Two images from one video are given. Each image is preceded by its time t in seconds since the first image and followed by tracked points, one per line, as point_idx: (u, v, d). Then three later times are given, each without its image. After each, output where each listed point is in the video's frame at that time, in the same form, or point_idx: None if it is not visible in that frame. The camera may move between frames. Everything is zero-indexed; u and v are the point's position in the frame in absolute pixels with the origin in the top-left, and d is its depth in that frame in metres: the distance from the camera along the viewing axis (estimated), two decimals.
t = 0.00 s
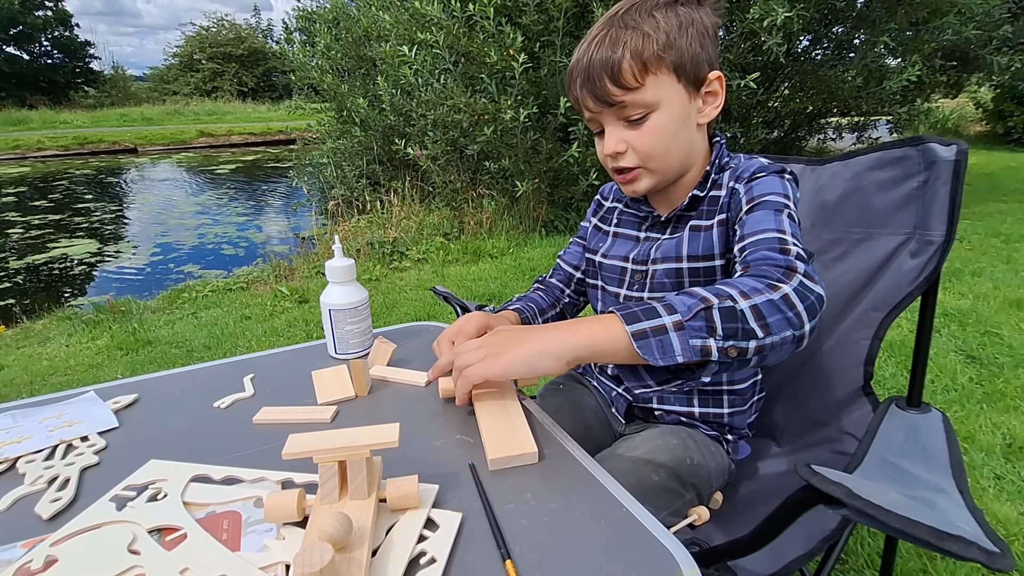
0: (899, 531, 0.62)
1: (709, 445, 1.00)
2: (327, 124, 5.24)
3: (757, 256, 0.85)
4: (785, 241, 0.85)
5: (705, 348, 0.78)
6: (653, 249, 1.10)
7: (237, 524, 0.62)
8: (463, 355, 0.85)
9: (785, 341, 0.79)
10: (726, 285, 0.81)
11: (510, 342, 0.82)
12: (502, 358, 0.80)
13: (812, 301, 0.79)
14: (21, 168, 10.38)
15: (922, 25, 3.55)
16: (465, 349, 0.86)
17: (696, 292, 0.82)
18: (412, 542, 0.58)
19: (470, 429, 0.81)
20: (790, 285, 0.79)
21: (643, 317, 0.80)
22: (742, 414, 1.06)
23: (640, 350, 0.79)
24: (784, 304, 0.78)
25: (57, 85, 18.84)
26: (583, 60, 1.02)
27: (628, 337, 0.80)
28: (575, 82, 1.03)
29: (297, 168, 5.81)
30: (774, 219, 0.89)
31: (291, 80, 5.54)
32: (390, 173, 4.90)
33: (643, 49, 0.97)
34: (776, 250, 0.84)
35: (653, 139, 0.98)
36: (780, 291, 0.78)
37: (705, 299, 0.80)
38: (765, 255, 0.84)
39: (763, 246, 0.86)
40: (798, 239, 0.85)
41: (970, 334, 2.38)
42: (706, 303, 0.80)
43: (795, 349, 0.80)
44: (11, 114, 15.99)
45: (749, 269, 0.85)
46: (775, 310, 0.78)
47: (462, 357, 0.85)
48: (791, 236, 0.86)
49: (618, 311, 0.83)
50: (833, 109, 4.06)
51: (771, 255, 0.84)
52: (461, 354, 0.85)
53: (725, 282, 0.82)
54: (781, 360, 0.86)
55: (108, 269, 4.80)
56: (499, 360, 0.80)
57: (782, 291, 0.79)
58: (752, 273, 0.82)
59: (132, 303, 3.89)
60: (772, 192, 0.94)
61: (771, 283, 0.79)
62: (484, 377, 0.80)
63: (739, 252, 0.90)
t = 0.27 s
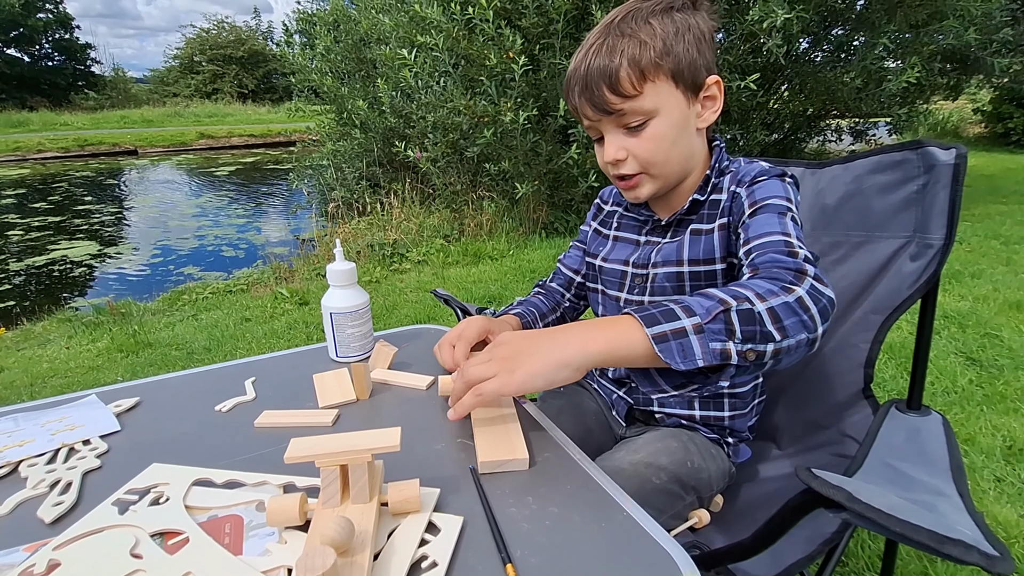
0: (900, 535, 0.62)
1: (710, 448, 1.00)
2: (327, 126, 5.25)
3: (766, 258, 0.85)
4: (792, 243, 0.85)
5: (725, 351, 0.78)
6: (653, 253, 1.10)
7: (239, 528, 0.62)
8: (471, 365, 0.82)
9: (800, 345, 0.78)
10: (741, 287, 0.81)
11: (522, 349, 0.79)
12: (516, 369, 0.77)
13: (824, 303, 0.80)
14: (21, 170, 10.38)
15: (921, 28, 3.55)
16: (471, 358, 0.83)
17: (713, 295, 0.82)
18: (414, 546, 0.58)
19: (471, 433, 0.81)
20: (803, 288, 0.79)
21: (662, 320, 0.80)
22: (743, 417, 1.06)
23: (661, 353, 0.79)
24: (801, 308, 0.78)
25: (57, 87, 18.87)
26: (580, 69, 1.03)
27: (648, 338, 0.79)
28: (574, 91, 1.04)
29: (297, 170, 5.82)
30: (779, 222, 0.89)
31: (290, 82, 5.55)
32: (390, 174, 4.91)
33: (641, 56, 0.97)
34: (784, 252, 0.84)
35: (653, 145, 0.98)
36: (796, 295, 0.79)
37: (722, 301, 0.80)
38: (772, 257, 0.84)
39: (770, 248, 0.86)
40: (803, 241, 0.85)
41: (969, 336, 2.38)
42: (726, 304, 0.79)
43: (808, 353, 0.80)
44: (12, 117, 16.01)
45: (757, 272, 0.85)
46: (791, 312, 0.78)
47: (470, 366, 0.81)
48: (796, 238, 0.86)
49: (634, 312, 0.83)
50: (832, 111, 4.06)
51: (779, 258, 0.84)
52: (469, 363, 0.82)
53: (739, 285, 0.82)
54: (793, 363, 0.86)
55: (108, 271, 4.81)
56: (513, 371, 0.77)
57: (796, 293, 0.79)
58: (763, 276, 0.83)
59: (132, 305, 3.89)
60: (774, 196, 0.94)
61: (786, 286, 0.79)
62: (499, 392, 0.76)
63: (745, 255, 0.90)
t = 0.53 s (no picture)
0: (899, 536, 0.62)
1: (709, 450, 1.00)
2: (327, 128, 5.25)
3: (763, 261, 0.85)
4: (790, 245, 0.86)
5: (720, 354, 0.78)
6: (653, 255, 1.10)
7: (239, 530, 0.62)
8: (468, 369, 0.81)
9: (797, 347, 0.78)
10: (737, 291, 0.81)
11: (519, 354, 0.78)
12: (513, 373, 0.77)
13: (821, 305, 0.80)
14: (21, 172, 10.38)
15: (921, 29, 3.56)
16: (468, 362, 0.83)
17: (708, 298, 0.82)
18: (413, 548, 0.58)
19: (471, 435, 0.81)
20: (800, 290, 0.79)
21: (656, 323, 0.80)
22: (743, 419, 1.06)
23: (655, 356, 0.79)
24: (796, 310, 0.78)
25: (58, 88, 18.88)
26: (580, 73, 1.03)
27: (643, 343, 0.79)
28: (574, 96, 1.04)
29: (297, 172, 5.82)
30: (777, 224, 0.89)
31: (290, 84, 5.55)
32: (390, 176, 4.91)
33: (641, 60, 0.97)
34: (782, 255, 0.84)
35: (653, 149, 0.99)
36: (791, 297, 0.79)
37: (717, 304, 0.80)
38: (770, 260, 0.84)
39: (768, 250, 0.86)
40: (802, 243, 0.85)
41: (970, 338, 2.39)
42: (720, 308, 0.79)
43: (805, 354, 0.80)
44: (12, 119, 16.02)
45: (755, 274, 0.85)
46: (787, 314, 0.78)
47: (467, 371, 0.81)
48: (795, 240, 0.87)
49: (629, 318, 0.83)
50: (832, 113, 4.07)
51: (776, 260, 0.84)
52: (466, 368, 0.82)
53: (735, 288, 0.82)
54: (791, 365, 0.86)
55: (108, 272, 4.80)
56: (510, 375, 0.77)
57: (793, 296, 0.79)
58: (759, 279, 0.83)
59: (132, 307, 3.89)
60: (774, 198, 0.94)
61: (782, 288, 0.79)
62: (497, 397, 0.76)
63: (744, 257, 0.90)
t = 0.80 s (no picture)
0: (899, 538, 0.62)
1: (709, 451, 1.00)
2: (327, 130, 5.25)
3: (762, 260, 0.85)
4: (789, 244, 0.86)
5: (719, 354, 0.78)
6: (653, 255, 1.10)
7: (238, 531, 0.62)
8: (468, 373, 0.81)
9: (796, 346, 0.78)
10: (735, 290, 0.81)
11: (519, 358, 0.78)
12: (513, 378, 0.77)
13: (820, 304, 0.80)
14: (20, 173, 10.38)
15: (920, 31, 3.56)
16: (468, 365, 0.83)
17: (706, 299, 0.82)
18: (413, 549, 0.58)
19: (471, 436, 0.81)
20: (798, 289, 0.79)
21: (654, 323, 0.80)
22: (743, 420, 1.06)
23: (654, 356, 0.79)
24: (794, 308, 0.78)
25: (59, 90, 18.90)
26: (586, 65, 1.03)
27: (642, 343, 0.79)
28: (578, 86, 1.03)
29: (297, 173, 5.83)
30: (777, 223, 0.89)
31: (290, 86, 5.55)
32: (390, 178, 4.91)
33: (647, 53, 0.97)
34: (781, 254, 0.84)
35: (656, 143, 0.99)
36: (789, 296, 0.79)
37: (716, 304, 0.80)
38: (769, 258, 0.84)
39: (767, 248, 0.86)
40: (801, 243, 0.85)
41: (970, 339, 2.38)
42: (718, 307, 0.79)
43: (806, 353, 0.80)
44: (13, 120, 16.05)
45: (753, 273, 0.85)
46: (786, 313, 0.78)
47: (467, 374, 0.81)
48: (794, 239, 0.87)
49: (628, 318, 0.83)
50: (831, 115, 4.07)
51: (775, 259, 0.84)
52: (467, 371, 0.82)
53: (733, 288, 0.82)
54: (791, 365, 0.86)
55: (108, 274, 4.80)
56: (510, 380, 0.77)
57: (791, 295, 0.79)
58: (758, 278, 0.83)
59: (132, 308, 3.89)
60: (773, 197, 0.94)
61: (781, 287, 0.79)
62: (498, 403, 0.76)
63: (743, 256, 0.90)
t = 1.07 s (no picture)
0: (899, 538, 0.62)
1: (709, 452, 1.00)
2: (327, 131, 5.26)
3: (762, 260, 0.85)
4: (789, 245, 0.86)
5: (720, 353, 0.78)
6: (652, 254, 1.10)
7: (238, 531, 0.62)
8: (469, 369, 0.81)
9: (796, 347, 0.78)
10: (736, 290, 0.81)
11: (518, 354, 0.78)
12: (514, 373, 0.76)
13: (819, 305, 0.80)
14: (20, 175, 10.38)
15: (919, 33, 3.56)
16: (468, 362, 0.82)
17: (708, 298, 0.81)
18: (412, 549, 0.58)
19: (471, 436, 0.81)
20: (797, 290, 0.79)
21: (657, 322, 0.80)
22: (743, 421, 1.06)
23: (657, 355, 0.79)
24: (795, 308, 0.78)
25: (59, 91, 18.91)
26: (598, 55, 1.03)
27: (645, 342, 0.79)
28: (588, 76, 1.03)
29: (297, 175, 5.83)
30: (777, 223, 0.89)
31: (290, 87, 5.55)
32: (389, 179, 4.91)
33: (662, 47, 0.98)
34: (781, 255, 0.84)
35: (663, 137, 0.99)
36: (790, 297, 0.79)
37: (717, 303, 0.80)
38: (769, 259, 0.84)
39: (767, 249, 0.86)
40: (801, 244, 0.85)
41: (970, 340, 2.38)
42: (720, 307, 0.79)
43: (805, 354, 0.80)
44: (14, 122, 16.06)
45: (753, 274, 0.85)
46: (786, 314, 0.78)
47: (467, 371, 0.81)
48: (794, 240, 0.87)
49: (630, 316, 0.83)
50: (831, 116, 4.07)
51: (775, 260, 0.84)
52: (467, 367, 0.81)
53: (734, 288, 0.82)
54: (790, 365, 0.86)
55: (108, 275, 4.80)
56: (511, 375, 0.76)
57: (791, 296, 0.79)
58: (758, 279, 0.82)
59: (132, 309, 3.89)
60: (773, 197, 0.94)
61: (781, 287, 0.79)
62: (499, 397, 0.75)
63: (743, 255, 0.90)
